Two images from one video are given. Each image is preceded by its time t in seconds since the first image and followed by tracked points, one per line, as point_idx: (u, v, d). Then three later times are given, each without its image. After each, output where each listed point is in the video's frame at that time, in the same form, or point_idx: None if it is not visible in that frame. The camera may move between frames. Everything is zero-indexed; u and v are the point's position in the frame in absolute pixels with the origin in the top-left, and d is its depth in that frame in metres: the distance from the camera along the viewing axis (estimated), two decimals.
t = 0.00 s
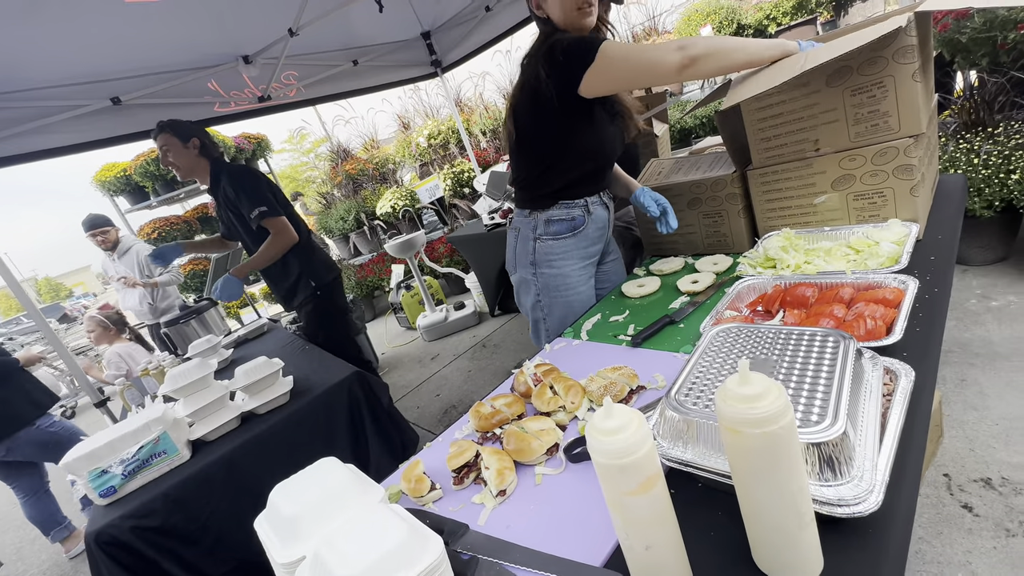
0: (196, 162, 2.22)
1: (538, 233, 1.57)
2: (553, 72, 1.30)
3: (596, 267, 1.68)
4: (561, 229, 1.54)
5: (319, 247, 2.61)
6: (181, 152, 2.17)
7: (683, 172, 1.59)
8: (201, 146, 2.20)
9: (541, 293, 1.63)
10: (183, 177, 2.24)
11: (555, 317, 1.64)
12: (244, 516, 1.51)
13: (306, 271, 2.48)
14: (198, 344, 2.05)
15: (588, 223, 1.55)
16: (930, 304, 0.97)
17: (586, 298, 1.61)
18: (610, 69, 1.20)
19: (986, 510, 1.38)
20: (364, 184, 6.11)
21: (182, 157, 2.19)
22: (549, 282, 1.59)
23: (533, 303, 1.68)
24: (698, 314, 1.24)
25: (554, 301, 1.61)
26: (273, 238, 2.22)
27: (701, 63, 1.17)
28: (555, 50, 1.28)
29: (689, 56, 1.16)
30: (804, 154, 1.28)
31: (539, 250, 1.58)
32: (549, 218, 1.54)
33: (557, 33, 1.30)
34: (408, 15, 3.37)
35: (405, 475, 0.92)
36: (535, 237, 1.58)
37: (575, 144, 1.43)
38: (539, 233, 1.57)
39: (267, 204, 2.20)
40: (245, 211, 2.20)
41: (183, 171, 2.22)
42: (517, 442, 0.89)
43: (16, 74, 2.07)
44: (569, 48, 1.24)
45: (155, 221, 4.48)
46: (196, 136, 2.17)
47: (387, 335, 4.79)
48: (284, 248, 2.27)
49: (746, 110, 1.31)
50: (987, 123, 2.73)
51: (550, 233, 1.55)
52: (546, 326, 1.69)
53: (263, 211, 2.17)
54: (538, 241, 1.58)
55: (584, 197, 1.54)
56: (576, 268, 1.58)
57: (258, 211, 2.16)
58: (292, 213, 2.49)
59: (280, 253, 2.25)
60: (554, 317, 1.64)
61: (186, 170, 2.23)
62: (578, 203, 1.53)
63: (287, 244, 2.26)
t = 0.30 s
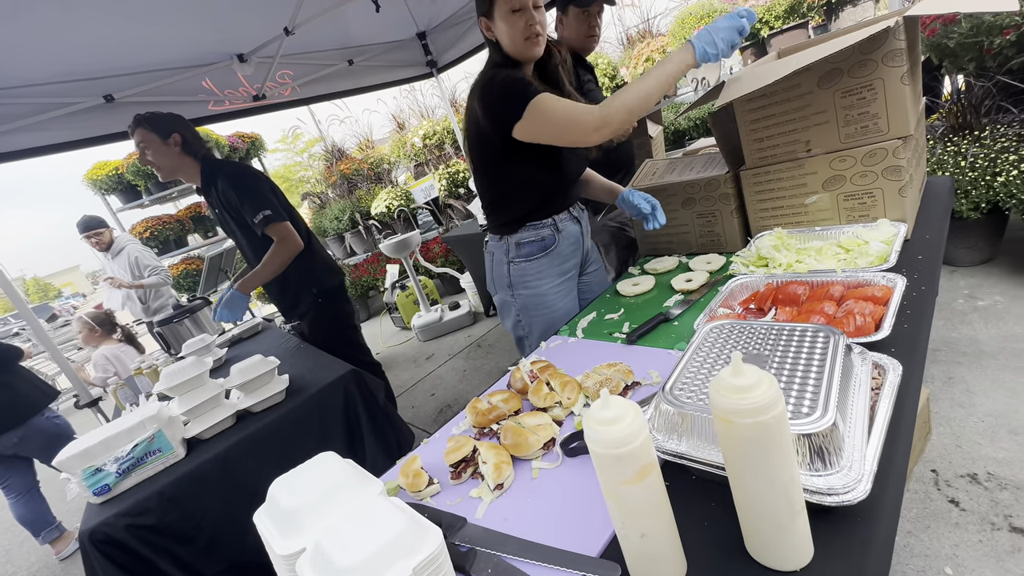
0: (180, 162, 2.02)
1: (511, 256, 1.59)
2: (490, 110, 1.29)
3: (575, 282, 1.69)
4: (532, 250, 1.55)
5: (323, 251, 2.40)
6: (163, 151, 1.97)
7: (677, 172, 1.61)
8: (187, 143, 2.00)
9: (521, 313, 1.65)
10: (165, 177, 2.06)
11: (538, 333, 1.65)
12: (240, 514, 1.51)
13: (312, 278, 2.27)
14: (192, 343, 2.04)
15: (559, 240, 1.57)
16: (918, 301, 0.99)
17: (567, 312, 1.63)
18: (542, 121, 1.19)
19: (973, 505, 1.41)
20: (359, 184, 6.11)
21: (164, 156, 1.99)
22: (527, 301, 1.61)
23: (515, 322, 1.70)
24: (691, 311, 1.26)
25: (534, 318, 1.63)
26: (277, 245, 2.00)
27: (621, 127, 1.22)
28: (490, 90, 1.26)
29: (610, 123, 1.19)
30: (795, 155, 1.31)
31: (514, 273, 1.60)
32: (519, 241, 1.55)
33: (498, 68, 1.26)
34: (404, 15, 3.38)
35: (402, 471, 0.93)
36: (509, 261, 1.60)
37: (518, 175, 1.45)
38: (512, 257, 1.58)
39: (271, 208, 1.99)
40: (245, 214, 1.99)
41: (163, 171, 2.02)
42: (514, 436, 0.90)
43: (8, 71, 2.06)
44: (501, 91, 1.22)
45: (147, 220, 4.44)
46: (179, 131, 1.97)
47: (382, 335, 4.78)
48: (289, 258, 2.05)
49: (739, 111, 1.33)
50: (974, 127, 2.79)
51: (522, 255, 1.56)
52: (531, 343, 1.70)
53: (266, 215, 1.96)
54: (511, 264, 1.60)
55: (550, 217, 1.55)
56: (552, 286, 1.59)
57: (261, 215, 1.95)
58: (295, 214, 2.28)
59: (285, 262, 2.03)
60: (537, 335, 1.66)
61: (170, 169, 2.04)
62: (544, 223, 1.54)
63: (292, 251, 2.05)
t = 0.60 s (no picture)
0: (167, 163, 1.95)
1: (471, 268, 1.58)
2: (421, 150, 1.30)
3: (540, 291, 1.67)
4: (491, 262, 1.54)
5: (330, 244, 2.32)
6: (150, 153, 1.90)
7: (674, 171, 1.63)
8: (170, 145, 1.91)
9: (484, 323, 1.64)
10: (153, 181, 1.99)
11: (501, 343, 1.65)
12: (238, 509, 1.52)
13: (318, 278, 2.22)
14: (189, 339, 2.03)
15: (517, 252, 1.55)
16: (910, 298, 1.01)
17: (531, 322, 1.61)
18: (446, 192, 1.27)
19: (963, 500, 1.43)
20: (356, 182, 6.05)
21: (150, 159, 1.92)
22: (489, 312, 1.60)
23: (481, 332, 1.69)
24: (688, 308, 1.27)
25: (496, 328, 1.62)
26: (283, 249, 1.93)
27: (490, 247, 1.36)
28: (427, 128, 1.27)
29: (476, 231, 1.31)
30: (790, 154, 1.32)
31: (474, 285, 1.59)
32: (476, 254, 1.55)
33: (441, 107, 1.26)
34: (402, 13, 3.38)
35: (401, 464, 0.93)
36: (468, 273, 1.59)
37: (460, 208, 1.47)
38: (471, 269, 1.58)
39: (276, 208, 1.92)
40: (249, 216, 1.92)
41: (150, 173, 1.96)
42: (511, 430, 0.91)
43: (5, 66, 2.05)
44: (432, 136, 1.24)
45: (144, 216, 4.43)
46: (159, 133, 1.87)
47: (379, 332, 4.78)
48: (297, 261, 1.97)
49: (736, 110, 1.34)
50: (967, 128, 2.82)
51: (481, 267, 1.56)
52: (497, 352, 1.70)
53: (272, 217, 1.89)
54: (471, 276, 1.59)
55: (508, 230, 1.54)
56: (513, 297, 1.58)
57: (267, 217, 1.88)
58: (299, 211, 2.20)
59: (294, 264, 1.97)
60: (501, 345, 1.65)
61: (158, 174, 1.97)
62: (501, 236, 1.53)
63: (300, 254, 1.97)
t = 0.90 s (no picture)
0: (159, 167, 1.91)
1: (466, 267, 1.59)
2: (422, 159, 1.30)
3: (536, 289, 1.68)
4: (486, 260, 1.54)
5: (328, 240, 2.31)
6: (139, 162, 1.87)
7: (672, 167, 1.63)
8: (145, 153, 1.83)
9: (479, 320, 1.65)
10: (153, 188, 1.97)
11: (497, 340, 1.65)
12: (235, 503, 1.52)
13: (316, 275, 2.22)
14: (186, 334, 2.03)
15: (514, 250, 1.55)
16: (906, 293, 1.01)
17: (527, 319, 1.62)
18: (453, 203, 1.28)
19: (957, 495, 1.44)
20: (354, 179, 6.05)
21: (140, 167, 1.88)
22: (485, 310, 1.61)
23: (476, 329, 1.70)
24: (685, 303, 1.27)
25: (492, 325, 1.63)
26: (281, 249, 1.92)
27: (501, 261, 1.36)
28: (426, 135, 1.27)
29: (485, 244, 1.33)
30: (788, 150, 1.32)
31: (470, 283, 1.60)
32: (472, 252, 1.55)
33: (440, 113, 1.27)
34: (400, 9, 3.37)
35: (400, 457, 0.93)
36: (464, 271, 1.60)
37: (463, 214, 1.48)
38: (467, 267, 1.58)
39: (271, 208, 1.90)
40: (246, 218, 1.91)
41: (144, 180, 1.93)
42: (509, 423, 0.91)
43: None
44: (433, 145, 1.25)
45: (140, 212, 4.40)
46: (130, 144, 1.78)
47: (376, 329, 4.78)
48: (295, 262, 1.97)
49: (734, 106, 1.34)
50: (964, 126, 2.83)
51: (476, 265, 1.56)
52: (492, 349, 1.70)
53: (268, 218, 1.87)
54: (466, 274, 1.59)
55: (504, 228, 1.54)
56: (509, 295, 1.58)
57: (263, 218, 1.87)
58: (296, 207, 2.17)
59: (293, 265, 1.97)
60: (497, 342, 1.66)
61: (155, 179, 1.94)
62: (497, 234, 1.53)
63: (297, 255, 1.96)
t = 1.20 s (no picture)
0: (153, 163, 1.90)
1: (484, 254, 1.59)
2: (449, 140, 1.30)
3: (553, 278, 1.67)
4: (505, 248, 1.54)
5: (324, 233, 2.29)
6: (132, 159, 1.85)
7: (672, 162, 1.63)
8: (149, 149, 1.84)
9: (494, 307, 1.66)
10: (147, 185, 1.95)
11: (510, 328, 1.66)
12: (236, 497, 1.52)
13: (311, 272, 2.21)
14: (186, 329, 2.02)
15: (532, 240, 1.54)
16: (905, 289, 1.02)
17: (540, 311, 1.62)
18: (475, 187, 1.29)
19: (953, 489, 1.45)
20: (352, 174, 6.12)
21: (138, 163, 1.87)
22: (500, 298, 1.62)
23: (490, 316, 1.72)
24: (685, 299, 1.28)
25: (506, 314, 1.64)
26: (266, 248, 1.93)
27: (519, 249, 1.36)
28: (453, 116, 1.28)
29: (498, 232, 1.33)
30: (789, 145, 1.32)
31: (487, 270, 1.60)
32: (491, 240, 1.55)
33: (467, 97, 1.28)
34: (399, 3, 3.35)
35: (400, 451, 0.94)
36: (482, 258, 1.60)
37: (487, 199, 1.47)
38: (485, 254, 1.58)
39: (256, 206, 1.89)
40: (231, 215, 1.91)
41: (139, 177, 1.92)
42: (510, 417, 0.92)
43: None
44: (459, 126, 1.25)
45: (138, 207, 4.39)
46: (135, 138, 1.79)
47: (376, 325, 4.79)
48: (280, 260, 1.97)
49: (734, 101, 1.34)
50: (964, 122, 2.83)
51: (494, 253, 1.56)
52: (504, 337, 1.72)
53: (251, 216, 1.87)
54: (484, 261, 1.60)
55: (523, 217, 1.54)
56: (525, 284, 1.58)
57: (245, 216, 1.86)
58: (291, 201, 2.14)
59: (278, 264, 1.97)
60: (511, 330, 1.67)
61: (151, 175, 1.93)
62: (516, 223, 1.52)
63: (283, 253, 1.96)
